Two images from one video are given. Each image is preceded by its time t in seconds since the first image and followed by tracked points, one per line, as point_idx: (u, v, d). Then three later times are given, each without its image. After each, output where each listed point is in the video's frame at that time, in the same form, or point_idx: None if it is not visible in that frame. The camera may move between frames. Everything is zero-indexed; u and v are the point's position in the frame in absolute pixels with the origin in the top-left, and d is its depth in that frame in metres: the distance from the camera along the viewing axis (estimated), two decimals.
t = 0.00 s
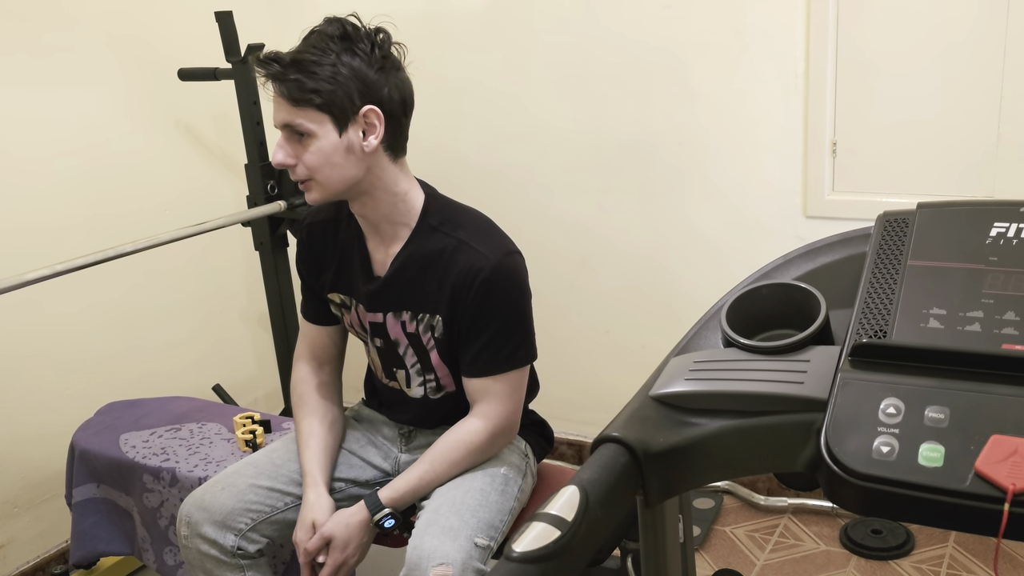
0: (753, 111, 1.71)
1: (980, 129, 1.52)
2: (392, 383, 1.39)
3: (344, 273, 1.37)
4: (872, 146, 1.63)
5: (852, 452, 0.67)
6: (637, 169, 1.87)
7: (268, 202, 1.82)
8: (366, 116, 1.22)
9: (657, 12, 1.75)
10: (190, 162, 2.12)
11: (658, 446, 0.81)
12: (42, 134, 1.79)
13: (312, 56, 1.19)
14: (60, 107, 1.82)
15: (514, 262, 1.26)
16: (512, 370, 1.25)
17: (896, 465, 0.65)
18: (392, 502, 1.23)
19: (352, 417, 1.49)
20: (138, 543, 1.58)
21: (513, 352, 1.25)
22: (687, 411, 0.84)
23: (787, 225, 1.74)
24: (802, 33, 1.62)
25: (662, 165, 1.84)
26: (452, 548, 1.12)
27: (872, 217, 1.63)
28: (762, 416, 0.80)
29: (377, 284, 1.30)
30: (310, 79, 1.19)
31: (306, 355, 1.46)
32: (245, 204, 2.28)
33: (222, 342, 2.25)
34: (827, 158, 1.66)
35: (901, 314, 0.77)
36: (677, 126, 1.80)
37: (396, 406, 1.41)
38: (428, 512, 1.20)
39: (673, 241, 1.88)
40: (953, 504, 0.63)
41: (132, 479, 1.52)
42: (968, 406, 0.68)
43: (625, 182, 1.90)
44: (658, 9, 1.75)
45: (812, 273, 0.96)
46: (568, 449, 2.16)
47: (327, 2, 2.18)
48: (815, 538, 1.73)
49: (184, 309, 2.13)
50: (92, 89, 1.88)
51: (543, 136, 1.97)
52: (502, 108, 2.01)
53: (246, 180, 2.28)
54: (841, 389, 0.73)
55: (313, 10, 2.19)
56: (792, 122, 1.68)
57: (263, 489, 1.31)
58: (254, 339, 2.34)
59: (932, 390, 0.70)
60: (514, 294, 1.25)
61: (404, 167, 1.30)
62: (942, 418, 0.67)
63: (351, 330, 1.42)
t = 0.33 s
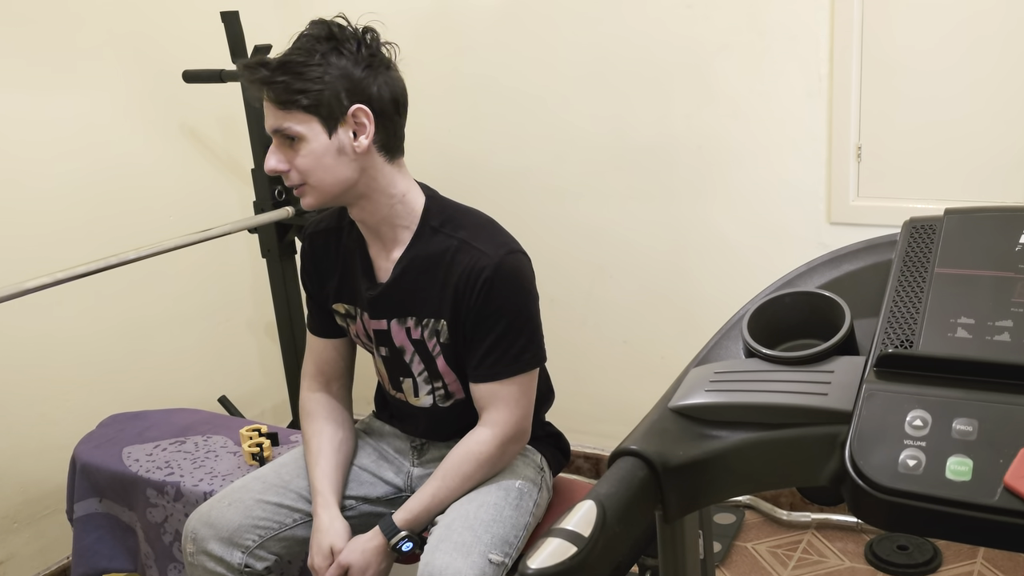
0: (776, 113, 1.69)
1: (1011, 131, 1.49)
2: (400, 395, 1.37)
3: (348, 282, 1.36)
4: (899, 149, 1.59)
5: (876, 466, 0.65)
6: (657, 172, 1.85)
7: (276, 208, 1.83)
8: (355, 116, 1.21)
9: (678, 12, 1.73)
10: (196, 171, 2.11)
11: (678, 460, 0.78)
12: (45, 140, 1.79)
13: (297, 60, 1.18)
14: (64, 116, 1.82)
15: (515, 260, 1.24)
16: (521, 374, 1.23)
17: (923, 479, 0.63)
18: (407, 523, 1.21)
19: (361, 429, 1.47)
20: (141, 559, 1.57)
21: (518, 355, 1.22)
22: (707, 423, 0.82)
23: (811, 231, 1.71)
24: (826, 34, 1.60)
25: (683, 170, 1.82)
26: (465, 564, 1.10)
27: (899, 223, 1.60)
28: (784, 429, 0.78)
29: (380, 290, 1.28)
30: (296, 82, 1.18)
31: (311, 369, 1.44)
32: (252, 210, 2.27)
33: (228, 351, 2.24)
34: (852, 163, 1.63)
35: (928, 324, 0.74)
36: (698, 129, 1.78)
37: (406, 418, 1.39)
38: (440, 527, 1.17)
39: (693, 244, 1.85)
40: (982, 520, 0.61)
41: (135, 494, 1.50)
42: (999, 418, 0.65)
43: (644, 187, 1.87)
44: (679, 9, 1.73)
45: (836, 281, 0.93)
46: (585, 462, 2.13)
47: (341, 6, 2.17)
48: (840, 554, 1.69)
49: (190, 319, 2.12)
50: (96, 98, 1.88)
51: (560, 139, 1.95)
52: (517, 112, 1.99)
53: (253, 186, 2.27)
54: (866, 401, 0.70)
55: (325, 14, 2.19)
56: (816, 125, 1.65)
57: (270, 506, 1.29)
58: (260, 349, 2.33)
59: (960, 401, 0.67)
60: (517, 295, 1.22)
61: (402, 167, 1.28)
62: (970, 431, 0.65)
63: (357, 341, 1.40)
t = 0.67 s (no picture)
0: (799, 114, 1.66)
1: None
2: (410, 409, 1.35)
3: (356, 294, 1.34)
4: (926, 152, 1.56)
5: (904, 480, 0.63)
6: (677, 178, 1.82)
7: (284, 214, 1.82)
8: (360, 124, 1.19)
9: (699, 13, 1.70)
10: (205, 182, 2.11)
11: (698, 474, 0.76)
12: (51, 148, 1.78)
13: (297, 68, 1.16)
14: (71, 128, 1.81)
15: (525, 268, 1.21)
16: (534, 386, 1.20)
17: (951, 494, 0.61)
18: (418, 540, 1.19)
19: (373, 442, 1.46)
20: None
21: (531, 367, 1.20)
22: (728, 437, 0.79)
23: (836, 239, 1.68)
24: (852, 34, 1.57)
25: (704, 175, 1.79)
26: None
27: (927, 230, 1.56)
28: (807, 443, 0.75)
29: (389, 300, 1.27)
30: (296, 91, 1.16)
31: (319, 381, 1.43)
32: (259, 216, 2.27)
33: (235, 362, 2.23)
34: (878, 168, 1.60)
35: (956, 334, 0.71)
36: (719, 133, 1.75)
37: (417, 431, 1.37)
38: (453, 543, 1.15)
39: (714, 252, 1.82)
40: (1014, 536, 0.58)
41: (139, 511, 1.49)
42: None
43: (663, 192, 1.85)
44: (701, 9, 1.70)
45: (862, 289, 0.90)
46: (602, 476, 2.11)
47: (354, 9, 2.17)
48: (865, 571, 1.65)
49: (195, 331, 2.11)
50: (103, 109, 1.87)
51: (577, 144, 1.93)
52: (528, 113, 1.98)
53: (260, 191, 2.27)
54: (893, 413, 0.67)
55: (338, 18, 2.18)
56: (841, 129, 1.62)
57: (278, 522, 1.27)
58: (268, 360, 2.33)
59: (990, 413, 0.64)
60: (529, 303, 1.20)
61: (408, 174, 1.27)
62: (1001, 444, 0.62)
63: (366, 353, 1.39)
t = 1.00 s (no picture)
0: (823, 117, 1.63)
1: None
2: (423, 424, 1.33)
3: (367, 305, 1.32)
4: (956, 157, 1.53)
5: (932, 496, 0.60)
6: (699, 184, 1.80)
7: (292, 221, 1.80)
8: (410, 133, 1.17)
9: (722, 13, 1.68)
10: (211, 187, 2.09)
11: (720, 490, 0.74)
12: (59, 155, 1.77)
13: (347, 75, 1.11)
14: (79, 138, 1.80)
15: (543, 282, 1.19)
16: (552, 402, 1.18)
17: (983, 511, 0.58)
18: (430, 552, 1.16)
19: (382, 456, 1.44)
20: None
21: (549, 382, 1.18)
22: (750, 451, 0.77)
23: (861, 248, 1.65)
24: (879, 31, 1.54)
25: (725, 181, 1.77)
26: None
27: (957, 237, 1.53)
28: (832, 458, 0.72)
29: (403, 311, 1.25)
30: (351, 99, 1.10)
31: (328, 391, 1.41)
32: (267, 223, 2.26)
33: (242, 373, 2.23)
34: (906, 173, 1.57)
35: (988, 345, 0.68)
36: (742, 137, 1.73)
37: (429, 446, 1.35)
38: (466, 559, 1.12)
39: (737, 261, 1.79)
40: None
41: (143, 526, 1.48)
42: None
43: (684, 199, 1.82)
44: (723, 9, 1.68)
45: (888, 299, 0.88)
46: (621, 492, 2.09)
47: (367, 11, 2.16)
48: None
49: (202, 342, 2.11)
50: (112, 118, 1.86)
51: (596, 149, 1.90)
52: (541, 116, 1.96)
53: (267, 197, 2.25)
54: (921, 427, 0.65)
55: (350, 21, 2.17)
56: (870, 135, 1.59)
57: (285, 539, 1.25)
58: (275, 371, 2.33)
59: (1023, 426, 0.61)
60: (548, 316, 1.18)
61: (430, 183, 1.25)
62: None
63: (377, 365, 1.37)
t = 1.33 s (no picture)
0: (852, 119, 1.61)
1: None
2: (438, 441, 1.31)
3: (382, 317, 1.31)
4: (987, 160, 1.49)
5: (963, 512, 0.58)
6: (723, 190, 1.77)
7: (301, 227, 1.80)
8: (445, 147, 1.15)
9: (746, 14, 1.66)
10: (215, 193, 2.08)
11: (743, 506, 0.71)
12: (67, 165, 1.76)
13: (387, 81, 1.08)
14: (86, 150, 1.80)
15: (567, 297, 1.17)
16: (575, 420, 1.16)
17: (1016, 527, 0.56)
18: (441, 567, 1.14)
19: (395, 470, 1.42)
20: None
21: (573, 400, 1.15)
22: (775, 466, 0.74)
23: (889, 255, 1.63)
24: (909, 34, 1.52)
25: (751, 186, 1.74)
26: None
27: (989, 243, 1.50)
28: (860, 472, 0.69)
29: (420, 325, 1.23)
30: (391, 108, 1.07)
31: (341, 407, 1.39)
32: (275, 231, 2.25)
33: (249, 385, 2.22)
34: (936, 179, 1.54)
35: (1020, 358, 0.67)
36: (765, 141, 1.71)
37: (444, 462, 1.34)
38: None
39: (764, 270, 1.77)
40: None
41: (147, 543, 1.47)
42: None
43: (707, 206, 1.80)
44: (746, 10, 1.66)
45: (918, 309, 0.85)
46: (642, 508, 2.06)
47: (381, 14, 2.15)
48: None
49: (208, 353, 2.10)
50: (120, 128, 1.86)
51: (615, 153, 1.88)
52: (558, 118, 1.94)
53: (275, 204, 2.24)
54: (951, 440, 0.63)
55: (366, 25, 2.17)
56: (901, 139, 1.57)
57: (295, 557, 1.23)
58: (283, 382, 2.32)
59: None
60: (572, 331, 1.16)
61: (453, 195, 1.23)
62: None
63: (391, 378, 1.35)
